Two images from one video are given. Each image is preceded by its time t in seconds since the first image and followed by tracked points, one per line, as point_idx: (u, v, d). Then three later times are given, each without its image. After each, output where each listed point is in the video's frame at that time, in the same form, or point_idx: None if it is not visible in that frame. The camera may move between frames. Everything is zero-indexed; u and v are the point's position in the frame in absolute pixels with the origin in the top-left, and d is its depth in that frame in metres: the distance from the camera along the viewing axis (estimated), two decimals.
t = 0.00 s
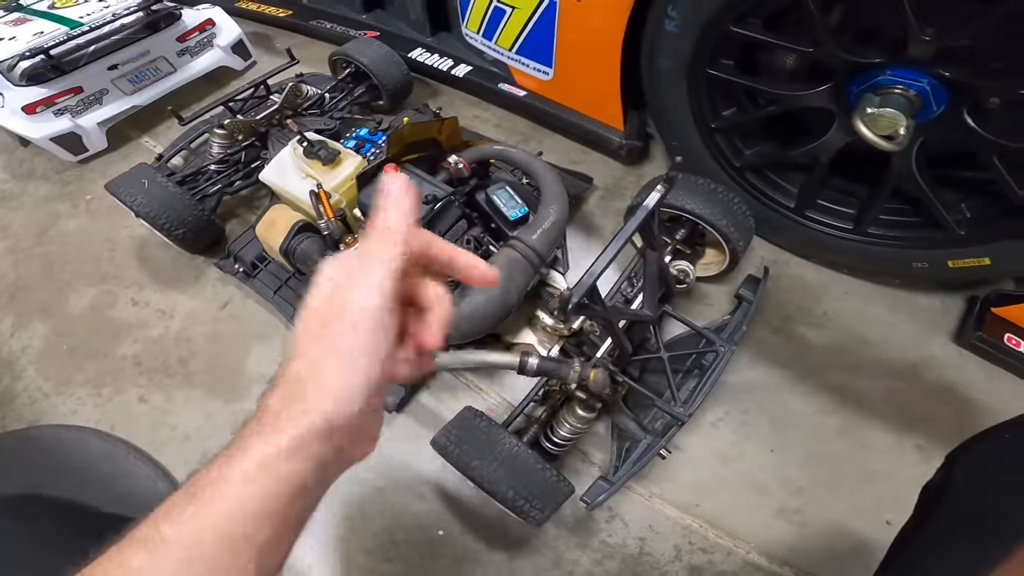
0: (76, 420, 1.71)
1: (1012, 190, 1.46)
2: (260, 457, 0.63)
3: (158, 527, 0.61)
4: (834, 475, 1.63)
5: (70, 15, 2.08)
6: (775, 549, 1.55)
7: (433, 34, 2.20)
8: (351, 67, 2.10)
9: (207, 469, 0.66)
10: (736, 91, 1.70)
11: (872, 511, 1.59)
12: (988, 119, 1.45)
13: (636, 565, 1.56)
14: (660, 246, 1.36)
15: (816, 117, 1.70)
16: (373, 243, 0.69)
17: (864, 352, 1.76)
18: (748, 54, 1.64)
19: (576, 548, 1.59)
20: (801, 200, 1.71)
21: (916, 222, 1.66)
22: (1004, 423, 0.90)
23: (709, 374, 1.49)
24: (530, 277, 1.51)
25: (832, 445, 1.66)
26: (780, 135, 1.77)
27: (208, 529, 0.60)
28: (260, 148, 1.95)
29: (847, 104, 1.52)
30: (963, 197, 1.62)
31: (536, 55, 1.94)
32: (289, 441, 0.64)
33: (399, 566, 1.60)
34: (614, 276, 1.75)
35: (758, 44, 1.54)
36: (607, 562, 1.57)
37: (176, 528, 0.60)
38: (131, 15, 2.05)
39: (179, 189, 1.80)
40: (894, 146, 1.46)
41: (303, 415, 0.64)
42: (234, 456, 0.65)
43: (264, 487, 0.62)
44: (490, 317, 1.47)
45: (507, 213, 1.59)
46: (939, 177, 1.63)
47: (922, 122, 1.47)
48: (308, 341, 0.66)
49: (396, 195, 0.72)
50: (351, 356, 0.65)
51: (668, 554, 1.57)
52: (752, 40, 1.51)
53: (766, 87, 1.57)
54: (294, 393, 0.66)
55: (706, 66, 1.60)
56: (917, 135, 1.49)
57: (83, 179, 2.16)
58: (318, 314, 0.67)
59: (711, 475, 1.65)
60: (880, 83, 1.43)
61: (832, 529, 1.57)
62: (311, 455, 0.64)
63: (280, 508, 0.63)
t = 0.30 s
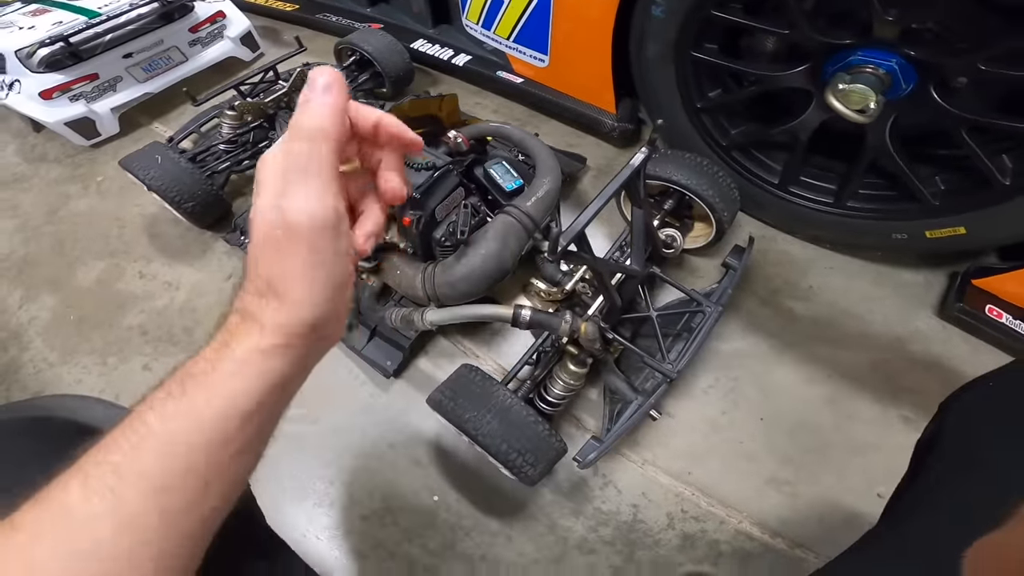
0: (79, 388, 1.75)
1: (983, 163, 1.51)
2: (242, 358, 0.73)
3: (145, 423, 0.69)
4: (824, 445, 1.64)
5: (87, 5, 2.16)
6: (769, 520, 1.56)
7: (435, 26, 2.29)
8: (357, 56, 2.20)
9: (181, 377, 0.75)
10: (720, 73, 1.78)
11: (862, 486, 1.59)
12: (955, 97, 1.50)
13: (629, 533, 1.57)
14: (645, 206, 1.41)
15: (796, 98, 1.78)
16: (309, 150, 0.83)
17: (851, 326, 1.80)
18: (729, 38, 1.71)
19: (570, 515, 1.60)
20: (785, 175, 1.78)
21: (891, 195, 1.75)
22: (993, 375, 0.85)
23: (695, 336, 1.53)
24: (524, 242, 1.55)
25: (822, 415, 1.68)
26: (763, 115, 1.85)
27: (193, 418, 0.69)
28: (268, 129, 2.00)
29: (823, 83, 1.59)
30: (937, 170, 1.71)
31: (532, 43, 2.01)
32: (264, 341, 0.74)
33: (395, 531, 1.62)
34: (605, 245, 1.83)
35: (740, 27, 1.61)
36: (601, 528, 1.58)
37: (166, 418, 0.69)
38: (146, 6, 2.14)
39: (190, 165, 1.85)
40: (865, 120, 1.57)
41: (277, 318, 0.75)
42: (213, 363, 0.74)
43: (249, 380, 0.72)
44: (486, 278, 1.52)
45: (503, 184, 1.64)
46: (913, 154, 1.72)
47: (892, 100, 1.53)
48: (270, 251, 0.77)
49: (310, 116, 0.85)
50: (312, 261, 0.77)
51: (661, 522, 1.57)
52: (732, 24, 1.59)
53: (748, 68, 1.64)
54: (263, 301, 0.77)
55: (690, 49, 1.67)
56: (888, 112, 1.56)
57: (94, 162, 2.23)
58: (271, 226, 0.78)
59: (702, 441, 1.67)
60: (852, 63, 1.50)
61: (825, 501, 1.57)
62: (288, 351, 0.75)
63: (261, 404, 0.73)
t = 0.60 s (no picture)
0: (74, 394, 1.76)
1: (971, 171, 1.53)
2: (251, 339, 0.75)
3: (156, 402, 0.72)
4: (814, 452, 1.65)
5: (85, 12, 2.18)
6: (759, 526, 1.57)
7: (431, 34, 2.31)
8: (352, 63, 2.20)
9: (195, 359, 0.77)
10: (712, 82, 1.79)
11: (852, 491, 1.60)
12: (944, 104, 1.54)
13: (621, 539, 1.58)
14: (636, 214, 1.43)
15: (787, 106, 1.79)
16: (325, 153, 0.84)
17: (842, 333, 1.81)
18: (721, 47, 1.73)
19: (562, 522, 1.61)
20: (775, 184, 1.80)
21: (880, 204, 1.76)
22: (975, 381, 0.86)
23: (685, 345, 1.55)
24: (516, 251, 1.57)
25: (812, 422, 1.69)
26: (755, 123, 1.86)
27: (203, 396, 0.71)
28: (264, 137, 2.01)
29: (812, 91, 1.61)
30: (926, 179, 1.73)
31: (526, 52, 2.03)
32: (273, 323, 0.76)
33: (388, 537, 1.63)
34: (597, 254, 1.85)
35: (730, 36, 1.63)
36: (593, 535, 1.59)
37: (178, 395, 0.71)
38: (143, 12, 2.15)
39: (186, 172, 1.87)
40: (853, 128, 1.58)
41: (286, 300, 0.78)
42: (223, 345, 0.77)
43: (256, 362, 0.74)
44: (479, 287, 1.53)
45: (497, 193, 1.66)
46: (902, 163, 1.74)
47: (880, 107, 1.55)
48: (282, 240, 0.80)
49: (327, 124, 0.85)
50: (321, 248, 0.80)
51: (653, 529, 1.59)
52: (723, 33, 1.60)
53: (739, 76, 1.66)
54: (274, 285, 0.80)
55: (682, 58, 1.69)
56: (877, 121, 1.58)
57: (91, 169, 2.25)
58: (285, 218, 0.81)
59: (694, 449, 1.68)
60: (840, 71, 1.52)
61: (815, 508, 1.58)
62: (298, 333, 0.78)
63: (267, 384, 0.75)
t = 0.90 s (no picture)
0: (70, 400, 1.76)
1: (959, 173, 1.54)
2: (319, 363, 0.76)
3: (222, 410, 0.74)
4: (807, 453, 1.67)
5: (81, 17, 2.19)
6: (753, 527, 1.58)
7: (426, 39, 2.32)
8: (347, 69, 2.21)
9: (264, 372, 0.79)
10: (705, 86, 1.81)
11: (845, 492, 1.61)
12: (933, 107, 1.56)
13: (616, 542, 1.59)
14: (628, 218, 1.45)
15: (778, 109, 1.81)
16: (423, 198, 0.83)
17: (835, 336, 1.82)
18: (712, 51, 1.74)
19: (557, 524, 1.62)
20: (768, 187, 1.81)
21: (871, 206, 1.77)
22: (962, 381, 0.87)
23: (677, 348, 1.56)
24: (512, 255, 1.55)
25: (805, 424, 1.71)
26: (747, 127, 1.88)
27: (270, 414, 0.73)
28: (259, 142, 2.03)
29: (802, 95, 1.62)
30: (916, 181, 1.74)
31: (520, 56, 2.04)
32: (342, 349, 0.77)
33: (384, 540, 1.64)
34: (591, 259, 1.86)
35: (722, 41, 1.64)
36: (588, 537, 1.60)
37: (245, 410, 0.73)
38: (139, 18, 2.14)
39: (182, 178, 1.87)
40: (842, 130, 1.60)
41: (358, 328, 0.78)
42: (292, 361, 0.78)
43: (322, 386, 0.76)
44: (473, 292, 1.54)
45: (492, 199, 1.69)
46: (892, 166, 1.76)
47: (870, 110, 1.56)
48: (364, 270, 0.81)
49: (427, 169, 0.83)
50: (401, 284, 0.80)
51: (647, 531, 1.59)
52: (715, 37, 1.62)
53: (730, 80, 1.67)
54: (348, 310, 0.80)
55: (674, 62, 1.70)
56: (868, 124, 1.59)
57: (87, 174, 2.25)
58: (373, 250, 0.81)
59: (688, 451, 1.69)
60: (830, 75, 1.53)
61: (809, 509, 1.59)
62: (362, 364, 0.78)
63: (326, 408, 0.77)
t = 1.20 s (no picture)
0: (70, 401, 1.77)
1: (952, 173, 1.55)
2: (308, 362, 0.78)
3: (215, 408, 0.76)
4: (803, 452, 1.67)
5: (79, 19, 2.19)
6: (748, 526, 1.59)
7: (423, 40, 2.33)
8: (345, 70, 2.21)
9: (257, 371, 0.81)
10: (700, 86, 1.81)
11: (841, 491, 1.62)
12: (926, 107, 1.56)
13: (612, 540, 1.60)
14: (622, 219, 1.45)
15: (773, 109, 1.81)
16: (409, 208, 0.76)
17: (831, 334, 1.83)
18: (707, 52, 1.75)
19: (554, 523, 1.63)
20: (763, 187, 1.82)
21: (866, 206, 1.78)
22: (957, 382, 0.87)
23: (672, 347, 1.57)
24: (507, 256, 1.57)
25: (800, 423, 1.71)
26: (742, 127, 1.88)
27: (260, 413, 0.75)
28: (257, 144, 2.04)
29: (796, 95, 1.63)
30: (911, 181, 1.75)
31: (517, 57, 2.05)
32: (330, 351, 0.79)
33: (382, 539, 1.65)
34: (586, 259, 1.87)
35: (716, 41, 1.65)
36: (584, 536, 1.61)
37: (237, 409, 0.76)
38: (137, 19, 2.15)
39: (180, 180, 1.88)
40: (835, 131, 1.62)
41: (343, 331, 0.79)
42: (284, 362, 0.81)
43: (308, 387, 0.77)
44: (469, 292, 1.56)
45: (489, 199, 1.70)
46: (887, 166, 1.76)
47: (863, 110, 1.57)
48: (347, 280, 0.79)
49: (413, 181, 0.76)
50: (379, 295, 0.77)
51: (643, 530, 1.60)
52: (709, 37, 1.62)
53: (725, 81, 1.68)
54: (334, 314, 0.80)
55: (669, 63, 1.71)
56: (861, 124, 1.60)
57: (86, 176, 2.26)
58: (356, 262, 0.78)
59: (684, 450, 1.70)
60: (823, 75, 1.55)
61: (804, 508, 1.60)
62: (348, 365, 0.79)
63: (314, 408, 0.78)
